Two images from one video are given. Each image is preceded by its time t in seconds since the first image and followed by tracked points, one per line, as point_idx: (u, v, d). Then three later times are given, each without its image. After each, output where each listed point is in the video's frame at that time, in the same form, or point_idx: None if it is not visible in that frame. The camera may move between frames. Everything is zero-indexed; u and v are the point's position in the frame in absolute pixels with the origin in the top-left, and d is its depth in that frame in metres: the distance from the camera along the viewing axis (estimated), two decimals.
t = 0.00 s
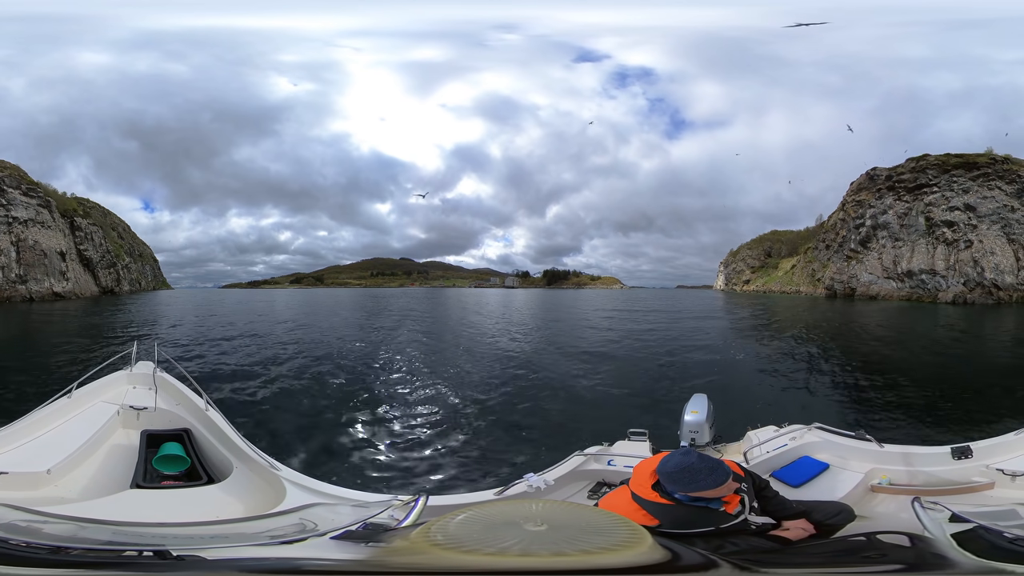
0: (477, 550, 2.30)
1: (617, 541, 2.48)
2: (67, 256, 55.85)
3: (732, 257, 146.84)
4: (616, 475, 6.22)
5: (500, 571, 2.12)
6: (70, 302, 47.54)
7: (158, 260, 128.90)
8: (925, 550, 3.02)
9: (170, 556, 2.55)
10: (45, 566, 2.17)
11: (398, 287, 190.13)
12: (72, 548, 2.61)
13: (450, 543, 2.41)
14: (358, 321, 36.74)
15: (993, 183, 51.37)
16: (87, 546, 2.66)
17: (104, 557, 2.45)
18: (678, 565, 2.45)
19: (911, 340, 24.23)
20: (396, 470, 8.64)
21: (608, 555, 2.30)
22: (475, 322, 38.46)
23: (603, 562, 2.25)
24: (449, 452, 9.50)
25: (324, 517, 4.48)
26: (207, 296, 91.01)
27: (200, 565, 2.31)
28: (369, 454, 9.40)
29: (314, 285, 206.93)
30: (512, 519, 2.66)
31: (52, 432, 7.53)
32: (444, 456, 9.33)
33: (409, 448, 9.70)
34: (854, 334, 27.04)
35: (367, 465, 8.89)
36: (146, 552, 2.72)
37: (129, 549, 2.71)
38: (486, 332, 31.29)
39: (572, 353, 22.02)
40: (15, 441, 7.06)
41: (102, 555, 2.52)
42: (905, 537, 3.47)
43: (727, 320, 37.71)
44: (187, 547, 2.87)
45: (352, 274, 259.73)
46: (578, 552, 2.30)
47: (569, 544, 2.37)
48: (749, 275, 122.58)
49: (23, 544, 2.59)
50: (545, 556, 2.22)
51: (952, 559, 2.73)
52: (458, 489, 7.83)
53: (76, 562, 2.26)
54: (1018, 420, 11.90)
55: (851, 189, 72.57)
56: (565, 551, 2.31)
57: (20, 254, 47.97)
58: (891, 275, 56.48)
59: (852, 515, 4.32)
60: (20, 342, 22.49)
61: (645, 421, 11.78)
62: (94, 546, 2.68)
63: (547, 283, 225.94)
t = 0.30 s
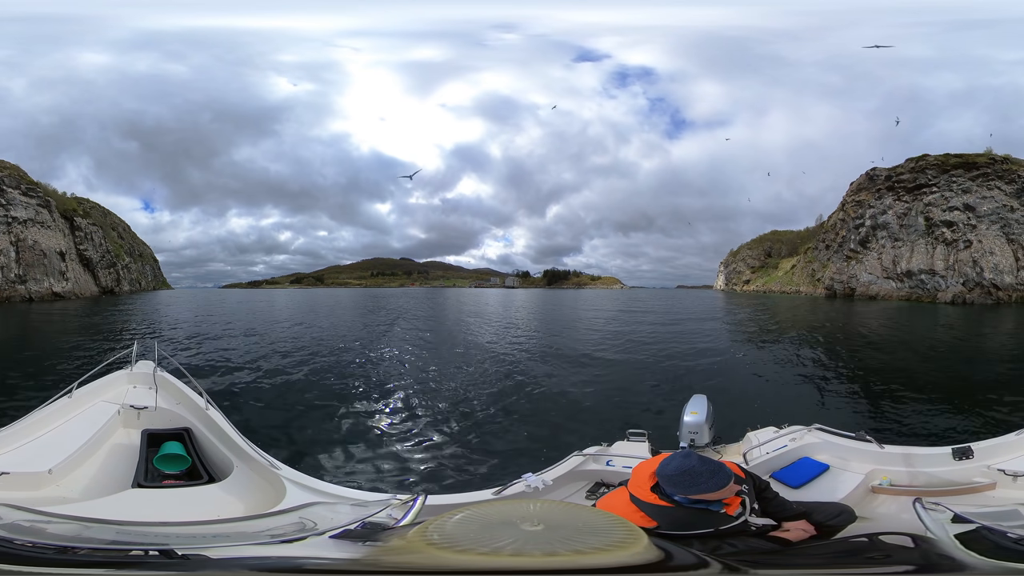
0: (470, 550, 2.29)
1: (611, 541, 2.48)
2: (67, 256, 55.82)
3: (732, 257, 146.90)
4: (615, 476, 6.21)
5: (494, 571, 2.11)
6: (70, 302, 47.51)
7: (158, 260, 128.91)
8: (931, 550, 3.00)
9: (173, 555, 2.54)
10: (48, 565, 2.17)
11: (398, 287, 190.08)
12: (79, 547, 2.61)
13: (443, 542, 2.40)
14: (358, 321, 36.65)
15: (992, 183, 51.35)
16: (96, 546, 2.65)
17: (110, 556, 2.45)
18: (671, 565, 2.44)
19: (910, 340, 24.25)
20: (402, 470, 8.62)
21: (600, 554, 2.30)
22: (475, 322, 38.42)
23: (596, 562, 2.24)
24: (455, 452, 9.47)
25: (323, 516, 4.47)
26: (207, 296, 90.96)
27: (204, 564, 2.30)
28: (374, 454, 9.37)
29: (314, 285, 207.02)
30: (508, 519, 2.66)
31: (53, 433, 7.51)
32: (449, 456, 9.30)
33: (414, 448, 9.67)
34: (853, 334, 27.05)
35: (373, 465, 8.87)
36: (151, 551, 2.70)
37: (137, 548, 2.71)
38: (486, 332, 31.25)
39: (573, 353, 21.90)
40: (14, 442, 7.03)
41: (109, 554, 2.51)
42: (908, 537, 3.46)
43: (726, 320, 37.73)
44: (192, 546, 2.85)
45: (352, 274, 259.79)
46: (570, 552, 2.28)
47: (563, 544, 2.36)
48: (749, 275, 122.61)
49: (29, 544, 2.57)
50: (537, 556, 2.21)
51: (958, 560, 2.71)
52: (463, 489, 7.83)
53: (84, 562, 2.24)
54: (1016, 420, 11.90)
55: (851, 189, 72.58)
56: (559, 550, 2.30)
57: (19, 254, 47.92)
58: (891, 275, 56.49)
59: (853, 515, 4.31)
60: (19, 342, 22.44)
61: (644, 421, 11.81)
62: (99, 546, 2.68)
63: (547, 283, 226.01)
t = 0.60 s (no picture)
0: (470, 550, 2.28)
1: (613, 542, 2.47)
2: (66, 255, 55.82)
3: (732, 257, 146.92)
4: (615, 476, 6.21)
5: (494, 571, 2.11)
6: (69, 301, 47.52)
7: (158, 260, 128.89)
8: (932, 550, 2.99)
9: (171, 554, 2.53)
10: (43, 565, 2.17)
11: (398, 287, 190.01)
12: (76, 547, 2.61)
13: (443, 543, 2.40)
14: (357, 322, 36.60)
15: (992, 183, 51.33)
16: (93, 546, 2.65)
17: (107, 556, 2.44)
18: (673, 565, 2.44)
19: (909, 340, 24.28)
20: (402, 471, 8.58)
21: (602, 555, 2.29)
22: (475, 321, 38.40)
23: (596, 563, 2.24)
24: (455, 453, 9.47)
25: (322, 516, 4.47)
26: (207, 296, 90.99)
27: (204, 565, 2.29)
28: (375, 455, 9.34)
29: (314, 284, 206.99)
30: (508, 520, 2.66)
31: (52, 433, 7.50)
32: (450, 456, 9.28)
33: (412, 449, 9.63)
34: (853, 334, 27.04)
35: (374, 465, 8.84)
36: (148, 552, 2.70)
37: (132, 548, 2.70)
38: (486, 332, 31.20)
39: (573, 354, 21.80)
40: (13, 442, 7.02)
41: (107, 553, 2.51)
42: (910, 537, 3.45)
43: (725, 320, 37.79)
44: (189, 546, 2.85)
45: (352, 274, 259.72)
46: (571, 553, 2.28)
47: (564, 545, 2.36)
48: (749, 275, 122.58)
49: (27, 544, 2.57)
50: (538, 556, 2.21)
51: (960, 558, 2.71)
52: (464, 489, 7.79)
53: (77, 562, 2.23)
54: (1016, 420, 11.87)
55: (850, 190, 72.59)
56: (559, 550, 2.31)
57: (19, 254, 47.93)
58: (890, 275, 56.48)
59: (854, 515, 4.30)
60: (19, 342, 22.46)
61: (644, 421, 11.79)
62: (97, 545, 2.68)
63: (547, 282, 226.05)
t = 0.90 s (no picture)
0: (472, 550, 2.29)
1: (615, 542, 2.48)
2: (65, 255, 55.80)
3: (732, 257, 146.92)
4: (616, 477, 6.21)
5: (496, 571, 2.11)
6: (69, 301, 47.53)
7: (158, 260, 128.97)
8: (929, 549, 2.99)
9: (164, 555, 2.54)
10: (37, 565, 2.18)
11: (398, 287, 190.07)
12: (69, 547, 2.61)
13: (444, 543, 2.40)
14: (356, 322, 36.59)
15: (991, 183, 51.28)
16: (86, 546, 2.64)
17: (99, 557, 2.44)
18: (677, 566, 2.43)
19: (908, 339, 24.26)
20: (400, 471, 8.58)
21: (605, 555, 2.30)
22: (476, 322, 38.46)
23: (602, 563, 2.24)
24: (454, 453, 9.47)
25: (321, 517, 4.48)
26: (207, 296, 91.05)
27: (200, 565, 2.31)
28: (376, 455, 9.34)
29: (314, 284, 206.97)
30: (509, 520, 2.66)
31: (50, 432, 7.49)
32: (450, 457, 9.28)
33: (411, 449, 9.64)
34: (852, 334, 27.01)
35: (375, 465, 8.87)
36: (141, 552, 2.70)
37: (125, 548, 2.70)
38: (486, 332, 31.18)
39: (573, 354, 21.80)
40: (11, 441, 7.02)
41: (99, 553, 2.51)
42: (908, 537, 3.45)
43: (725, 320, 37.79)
44: (184, 547, 2.86)
45: (352, 274, 259.64)
46: (574, 553, 2.29)
47: (568, 545, 2.37)
48: (749, 275, 122.57)
49: (21, 544, 2.56)
50: (541, 557, 2.21)
51: (958, 558, 2.71)
52: (464, 490, 7.80)
53: (68, 562, 2.23)
54: (1015, 420, 11.86)
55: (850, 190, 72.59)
56: (563, 551, 2.31)
57: (18, 254, 47.96)
58: (890, 275, 56.47)
59: (854, 515, 4.29)
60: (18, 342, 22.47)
61: (643, 421, 11.79)
62: (90, 546, 2.67)
63: (547, 282, 226.03)
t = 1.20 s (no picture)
0: (475, 550, 2.31)
1: (617, 541, 2.50)
2: (65, 255, 55.84)
3: (733, 257, 146.93)
4: (616, 476, 6.23)
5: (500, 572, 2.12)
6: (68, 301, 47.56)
7: (157, 261, 129.01)
8: (923, 549, 3.02)
9: (163, 556, 2.57)
10: (40, 566, 2.21)
11: (398, 287, 190.09)
12: (66, 547, 2.64)
13: (448, 544, 2.42)
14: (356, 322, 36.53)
15: (991, 183, 51.27)
16: (84, 547, 2.67)
17: (97, 557, 2.47)
18: (679, 566, 2.45)
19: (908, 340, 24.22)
20: (400, 472, 8.58)
21: (606, 555, 2.33)
22: (475, 322, 38.42)
23: (604, 562, 2.27)
24: (454, 453, 9.48)
25: (322, 517, 4.49)
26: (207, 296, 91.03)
27: (198, 566, 2.34)
28: (376, 456, 9.33)
29: (314, 284, 207.01)
30: (510, 520, 2.68)
31: (49, 433, 7.52)
32: (450, 457, 9.29)
33: (410, 449, 9.64)
34: (852, 334, 27.05)
35: (374, 465, 8.88)
36: (140, 553, 2.73)
37: (124, 549, 2.73)
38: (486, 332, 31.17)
39: (574, 354, 21.72)
40: (11, 441, 7.05)
41: (98, 554, 2.54)
42: (903, 537, 3.47)
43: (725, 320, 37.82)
44: (184, 547, 2.88)
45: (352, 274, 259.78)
46: (577, 552, 2.31)
47: (570, 545, 2.39)
48: (749, 275, 122.64)
49: (19, 545, 2.57)
50: (542, 557, 2.24)
51: (951, 558, 2.74)
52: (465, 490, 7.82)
53: (67, 562, 2.26)
54: (1013, 420, 11.88)
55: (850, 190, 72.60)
56: (566, 550, 2.33)
57: (18, 254, 47.98)
58: (889, 275, 56.52)
59: (850, 514, 4.31)
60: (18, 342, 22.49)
61: (643, 421, 11.82)
62: (88, 547, 2.70)
63: (547, 282, 226.21)
